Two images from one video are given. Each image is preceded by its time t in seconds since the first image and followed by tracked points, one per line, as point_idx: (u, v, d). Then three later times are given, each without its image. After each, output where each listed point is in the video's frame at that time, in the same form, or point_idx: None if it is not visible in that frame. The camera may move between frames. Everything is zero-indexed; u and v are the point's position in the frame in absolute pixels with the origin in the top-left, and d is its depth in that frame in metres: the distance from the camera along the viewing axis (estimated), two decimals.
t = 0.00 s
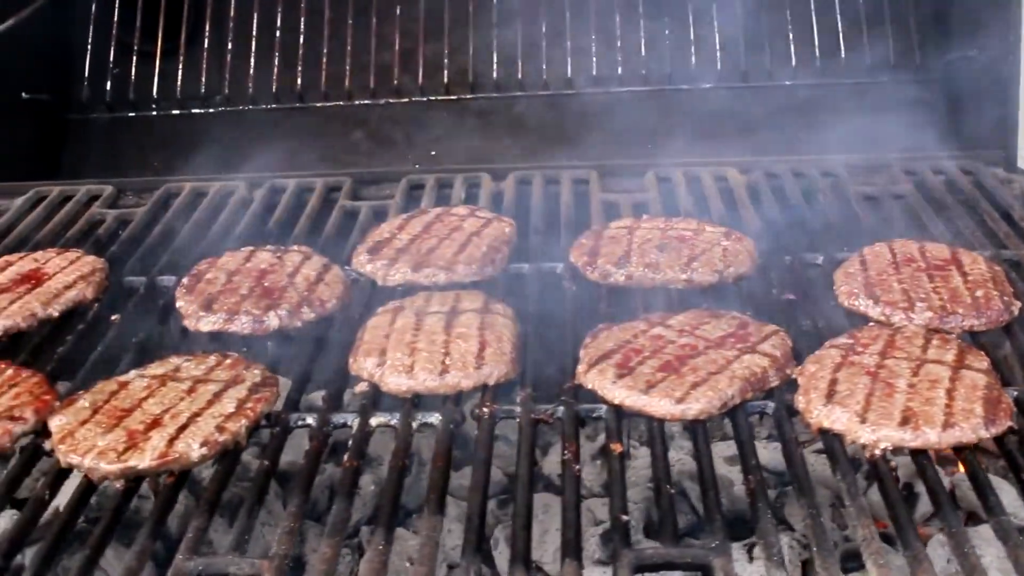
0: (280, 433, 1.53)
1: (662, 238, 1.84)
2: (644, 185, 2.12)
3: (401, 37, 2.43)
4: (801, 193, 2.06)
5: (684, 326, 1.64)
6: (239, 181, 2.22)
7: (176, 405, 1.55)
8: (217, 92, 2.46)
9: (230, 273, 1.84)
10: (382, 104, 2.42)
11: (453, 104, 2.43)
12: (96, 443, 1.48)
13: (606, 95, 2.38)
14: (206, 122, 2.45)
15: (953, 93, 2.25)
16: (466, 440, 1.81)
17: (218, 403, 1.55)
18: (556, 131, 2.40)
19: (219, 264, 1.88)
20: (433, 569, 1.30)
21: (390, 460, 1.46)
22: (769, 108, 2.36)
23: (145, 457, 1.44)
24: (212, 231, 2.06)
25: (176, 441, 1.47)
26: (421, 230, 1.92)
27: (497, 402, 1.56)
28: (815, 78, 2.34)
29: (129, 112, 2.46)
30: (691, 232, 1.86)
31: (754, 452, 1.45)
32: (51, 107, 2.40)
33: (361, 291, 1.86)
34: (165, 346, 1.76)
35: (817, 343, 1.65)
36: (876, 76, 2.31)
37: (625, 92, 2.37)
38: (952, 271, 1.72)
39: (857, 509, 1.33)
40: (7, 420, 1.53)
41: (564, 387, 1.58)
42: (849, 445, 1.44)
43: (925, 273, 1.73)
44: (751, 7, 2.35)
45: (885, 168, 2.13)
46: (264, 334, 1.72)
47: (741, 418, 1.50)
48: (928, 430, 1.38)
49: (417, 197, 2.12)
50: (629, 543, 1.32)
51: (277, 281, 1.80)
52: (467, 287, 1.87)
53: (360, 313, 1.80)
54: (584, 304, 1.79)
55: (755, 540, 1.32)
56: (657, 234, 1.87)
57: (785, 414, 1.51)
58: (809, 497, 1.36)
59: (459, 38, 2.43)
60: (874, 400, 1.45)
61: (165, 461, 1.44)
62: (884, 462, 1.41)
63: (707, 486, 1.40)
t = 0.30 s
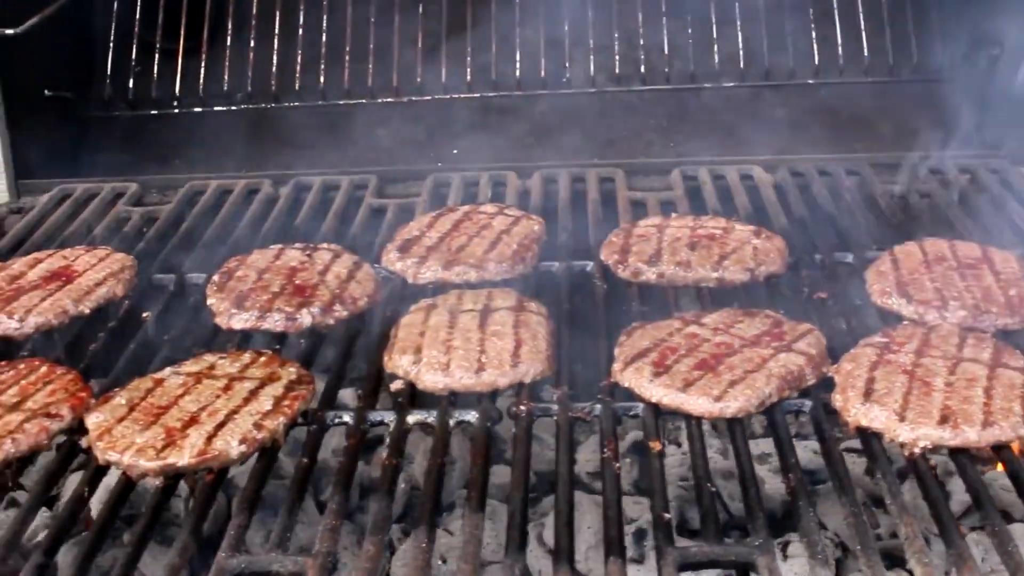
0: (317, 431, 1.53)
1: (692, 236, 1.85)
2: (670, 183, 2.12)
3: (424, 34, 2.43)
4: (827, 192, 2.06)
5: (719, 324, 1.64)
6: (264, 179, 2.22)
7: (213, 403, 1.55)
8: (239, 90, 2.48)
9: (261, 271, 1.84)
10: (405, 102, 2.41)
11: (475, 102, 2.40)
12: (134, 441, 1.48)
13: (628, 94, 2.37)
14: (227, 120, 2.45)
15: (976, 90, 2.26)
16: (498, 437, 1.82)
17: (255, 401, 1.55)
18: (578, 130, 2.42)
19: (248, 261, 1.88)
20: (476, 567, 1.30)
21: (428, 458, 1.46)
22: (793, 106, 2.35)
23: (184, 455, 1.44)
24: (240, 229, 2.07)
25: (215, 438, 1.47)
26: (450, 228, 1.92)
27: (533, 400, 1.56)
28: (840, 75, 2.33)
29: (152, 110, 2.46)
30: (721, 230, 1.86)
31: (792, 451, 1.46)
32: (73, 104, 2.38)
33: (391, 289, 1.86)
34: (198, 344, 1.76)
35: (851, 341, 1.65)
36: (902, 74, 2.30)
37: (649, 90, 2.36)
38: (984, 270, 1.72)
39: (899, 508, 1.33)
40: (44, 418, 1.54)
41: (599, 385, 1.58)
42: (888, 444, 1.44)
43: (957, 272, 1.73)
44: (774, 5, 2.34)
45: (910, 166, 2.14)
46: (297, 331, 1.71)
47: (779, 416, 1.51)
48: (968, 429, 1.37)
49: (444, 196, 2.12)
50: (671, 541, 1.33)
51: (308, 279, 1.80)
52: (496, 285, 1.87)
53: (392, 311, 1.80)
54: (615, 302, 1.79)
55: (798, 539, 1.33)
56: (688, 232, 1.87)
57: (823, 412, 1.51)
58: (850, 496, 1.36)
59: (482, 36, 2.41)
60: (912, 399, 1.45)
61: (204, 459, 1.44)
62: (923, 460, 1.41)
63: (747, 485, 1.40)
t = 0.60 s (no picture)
0: (354, 429, 1.53)
1: (722, 235, 1.85)
2: (697, 183, 2.12)
3: (447, 34, 2.43)
4: (855, 191, 2.06)
5: (753, 323, 1.64)
6: (290, 177, 2.22)
7: (249, 401, 1.54)
8: (261, 88, 2.46)
9: (291, 269, 1.84)
10: (428, 101, 2.40)
11: (497, 101, 2.39)
12: (172, 438, 1.47)
13: (652, 94, 2.35)
14: (248, 119, 2.44)
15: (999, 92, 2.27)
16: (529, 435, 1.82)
17: (291, 399, 1.55)
18: (601, 129, 2.37)
19: (278, 260, 1.88)
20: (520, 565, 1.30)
21: (467, 457, 1.46)
22: (818, 105, 2.32)
23: (223, 452, 1.43)
24: (266, 227, 2.06)
25: (253, 436, 1.46)
26: (479, 226, 1.92)
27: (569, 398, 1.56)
28: (863, 76, 2.33)
29: (175, 109, 2.45)
30: (751, 229, 1.86)
31: (831, 450, 1.46)
32: (95, 104, 2.38)
33: (421, 288, 1.86)
34: (230, 342, 1.76)
35: (885, 340, 1.66)
36: (925, 75, 2.30)
37: (674, 90, 2.35)
38: (1018, 269, 1.72)
39: (941, 507, 1.33)
40: (80, 415, 1.55)
41: (635, 384, 1.58)
42: (927, 443, 1.44)
43: (990, 271, 1.72)
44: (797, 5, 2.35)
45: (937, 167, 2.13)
46: (329, 329, 1.71)
47: (817, 414, 1.51)
48: (1009, 428, 1.37)
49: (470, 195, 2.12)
50: (715, 540, 1.33)
51: (338, 277, 1.80)
52: (526, 284, 1.87)
53: (423, 309, 1.80)
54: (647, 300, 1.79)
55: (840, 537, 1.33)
56: (718, 231, 1.87)
57: (861, 411, 1.51)
58: (891, 494, 1.36)
59: (504, 35, 2.42)
60: (951, 397, 1.45)
61: (242, 456, 1.43)
62: (964, 459, 1.41)
63: (788, 483, 1.40)
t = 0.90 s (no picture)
0: (389, 428, 1.54)
1: (752, 235, 1.85)
2: (723, 182, 2.12)
3: (470, 34, 2.43)
4: (882, 191, 2.06)
5: (786, 322, 1.65)
6: (316, 176, 2.22)
7: (284, 399, 1.55)
8: (284, 88, 2.48)
9: (321, 268, 1.84)
10: (451, 100, 2.41)
11: (520, 101, 2.39)
12: (209, 436, 1.48)
13: (675, 94, 2.36)
14: (272, 118, 2.45)
15: None
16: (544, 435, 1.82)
17: (326, 397, 1.55)
18: (624, 130, 2.37)
19: (308, 259, 1.88)
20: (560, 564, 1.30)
21: (503, 456, 1.46)
22: (843, 105, 2.32)
23: (260, 450, 1.44)
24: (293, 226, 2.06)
25: (289, 434, 1.47)
26: (508, 226, 1.92)
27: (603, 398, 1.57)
28: (887, 75, 2.33)
29: (199, 108, 2.46)
30: (781, 229, 1.86)
31: (867, 449, 1.45)
32: (120, 104, 2.39)
33: (450, 287, 1.86)
34: (261, 340, 1.77)
35: (918, 340, 1.65)
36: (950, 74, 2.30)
37: (699, 89, 2.35)
38: None
39: (980, 507, 1.33)
40: (116, 413, 1.56)
41: (669, 383, 1.58)
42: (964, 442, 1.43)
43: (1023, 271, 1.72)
44: (822, 4, 2.35)
45: (965, 167, 2.12)
46: (361, 328, 1.72)
47: (851, 413, 1.51)
48: None
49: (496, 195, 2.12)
50: (753, 538, 1.33)
51: (368, 276, 1.80)
52: (555, 283, 1.87)
53: (453, 308, 1.80)
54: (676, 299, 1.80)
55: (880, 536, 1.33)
56: (747, 231, 1.87)
57: (896, 411, 1.51)
58: (929, 493, 1.36)
59: (528, 34, 2.42)
60: (989, 397, 1.45)
61: (280, 455, 1.44)
62: (1001, 459, 1.41)
63: (826, 483, 1.40)
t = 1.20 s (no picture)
0: (423, 427, 1.55)
1: (779, 236, 1.86)
2: (749, 183, 2.13)
3: (496, 35, 2.45)
4: (908, 192, 2.06)
5: (816, 323, 1.65)
6: (343, 177, 2.24)
7: (318, 398, 1.56)
8: (310, 89, 2.50)
9: (351, 268, 1.86)
10: (476, 101, 2.43)
11: (545, 102, 2.42)
12: (244, 435, 1.49)
13: (699, 95, 2.38)
14: (298, 119, 2.46)
15: None
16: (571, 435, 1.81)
17: (359, 396, 1.56)
18: (648, 130, 2.37)
19: (338, 259, 1.90)
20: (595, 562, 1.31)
21: (536, 455, 1.47)
22: (868, 106, 2.32)
23: (295, 449, 1.45)
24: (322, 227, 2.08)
25: (324, 433, 1.48)
26: (536, 226, 1.93)
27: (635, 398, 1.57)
28: (912, 77, 2.34)
29: (225, 109, 2.49)
30: (809, 230, 1.86)
31: (899, 450, 1.45)
32: (147, 104, 2.41)
33: (480, 287, 1.88)
34: (293, 340, 1.78)
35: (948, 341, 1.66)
36: (974, 76, 2.31)
37: (724, 90, 2.37)
38: None
39: (1014, 506, 1.32)
40: (151, 411, 1.57)
41: (701, 383, 1.59)
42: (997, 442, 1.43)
43: None
44: (846, 6, 2.37)
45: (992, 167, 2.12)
46: (392, 328, 1.73)
47: (883, 414, 1.51)
48: None
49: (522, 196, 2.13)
50: (787, 536, 1.34)
51: (399, 276, 1.82)
52: (584, 283, 1.88)
53: (483, 308, 1.82)
54: (705, 299, 1.81)
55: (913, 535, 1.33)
56: (775, 232, 1.88)
57: (927, 411, 1.51)
58: (963, 493, 1.36)
59: (553, 36, 2.44)
60: (1021, 397, 1.45)
61: (315, 453, 1.45)
62: None
63: (859, 483, 1.40)
